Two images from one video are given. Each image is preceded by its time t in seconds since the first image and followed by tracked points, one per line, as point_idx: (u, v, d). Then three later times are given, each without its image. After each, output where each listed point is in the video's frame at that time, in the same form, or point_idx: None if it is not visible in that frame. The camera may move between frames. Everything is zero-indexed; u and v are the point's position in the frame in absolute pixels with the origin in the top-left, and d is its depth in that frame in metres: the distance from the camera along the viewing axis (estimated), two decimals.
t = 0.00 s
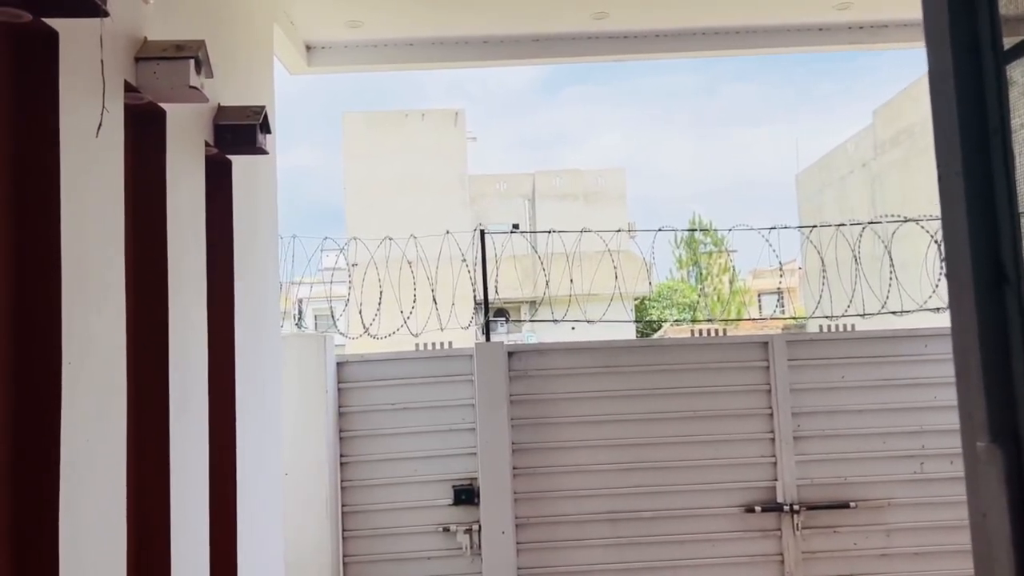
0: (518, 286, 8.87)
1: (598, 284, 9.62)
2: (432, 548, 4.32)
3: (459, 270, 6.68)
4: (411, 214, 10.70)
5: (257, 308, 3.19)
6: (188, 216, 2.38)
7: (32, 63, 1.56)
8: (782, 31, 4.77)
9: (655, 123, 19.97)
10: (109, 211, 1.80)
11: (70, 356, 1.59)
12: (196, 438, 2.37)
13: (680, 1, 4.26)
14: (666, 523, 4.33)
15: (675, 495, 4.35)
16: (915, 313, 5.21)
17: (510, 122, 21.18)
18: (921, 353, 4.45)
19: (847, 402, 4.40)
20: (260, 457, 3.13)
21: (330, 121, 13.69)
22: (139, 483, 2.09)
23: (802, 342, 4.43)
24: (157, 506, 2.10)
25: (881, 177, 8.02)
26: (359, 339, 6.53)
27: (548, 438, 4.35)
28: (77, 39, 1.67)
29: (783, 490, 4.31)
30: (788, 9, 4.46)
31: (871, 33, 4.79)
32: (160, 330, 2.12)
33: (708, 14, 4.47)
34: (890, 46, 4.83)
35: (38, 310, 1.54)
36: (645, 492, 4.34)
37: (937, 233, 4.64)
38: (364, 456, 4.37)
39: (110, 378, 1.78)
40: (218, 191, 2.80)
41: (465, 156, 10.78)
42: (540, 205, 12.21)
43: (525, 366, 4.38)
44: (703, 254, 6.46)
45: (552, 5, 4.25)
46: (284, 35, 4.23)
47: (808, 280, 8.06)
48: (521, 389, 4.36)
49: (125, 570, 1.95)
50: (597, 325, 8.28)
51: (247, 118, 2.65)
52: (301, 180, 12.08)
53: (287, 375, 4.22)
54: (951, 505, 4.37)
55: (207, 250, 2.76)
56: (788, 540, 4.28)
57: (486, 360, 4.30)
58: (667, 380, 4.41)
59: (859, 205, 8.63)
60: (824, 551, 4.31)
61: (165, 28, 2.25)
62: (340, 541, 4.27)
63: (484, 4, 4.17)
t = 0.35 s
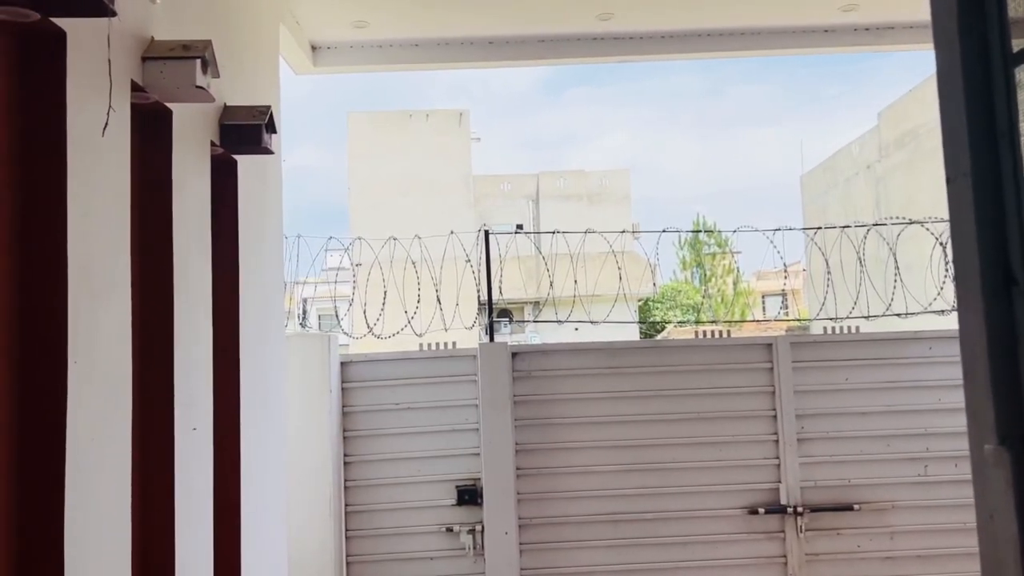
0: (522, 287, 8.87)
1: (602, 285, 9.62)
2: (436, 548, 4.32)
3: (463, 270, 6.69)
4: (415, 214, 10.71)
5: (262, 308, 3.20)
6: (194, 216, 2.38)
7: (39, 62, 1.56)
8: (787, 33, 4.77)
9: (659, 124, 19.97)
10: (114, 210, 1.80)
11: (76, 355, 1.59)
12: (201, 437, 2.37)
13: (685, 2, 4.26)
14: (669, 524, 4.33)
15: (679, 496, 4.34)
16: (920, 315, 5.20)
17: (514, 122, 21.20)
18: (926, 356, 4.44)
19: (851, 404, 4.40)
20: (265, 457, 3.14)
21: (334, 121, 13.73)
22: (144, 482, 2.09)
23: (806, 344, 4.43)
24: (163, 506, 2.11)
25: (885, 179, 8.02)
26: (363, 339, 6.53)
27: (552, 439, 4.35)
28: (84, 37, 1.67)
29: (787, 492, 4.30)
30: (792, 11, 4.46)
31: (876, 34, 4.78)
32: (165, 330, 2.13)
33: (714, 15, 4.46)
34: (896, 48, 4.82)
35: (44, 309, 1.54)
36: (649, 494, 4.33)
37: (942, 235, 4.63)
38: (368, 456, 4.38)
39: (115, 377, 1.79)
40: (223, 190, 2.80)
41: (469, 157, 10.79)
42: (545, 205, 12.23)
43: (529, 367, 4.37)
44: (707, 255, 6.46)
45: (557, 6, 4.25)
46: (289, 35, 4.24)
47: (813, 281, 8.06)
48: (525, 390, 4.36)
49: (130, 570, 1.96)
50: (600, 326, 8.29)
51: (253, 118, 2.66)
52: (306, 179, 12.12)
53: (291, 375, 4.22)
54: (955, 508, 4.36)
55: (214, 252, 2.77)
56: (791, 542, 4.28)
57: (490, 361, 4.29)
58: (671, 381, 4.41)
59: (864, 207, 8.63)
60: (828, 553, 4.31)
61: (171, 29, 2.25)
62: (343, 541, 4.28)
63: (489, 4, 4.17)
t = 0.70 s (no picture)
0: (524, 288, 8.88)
1: (605, 287, 9.63)
2: (437, 548, 4.32)
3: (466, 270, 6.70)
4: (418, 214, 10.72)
5: (265, 307, 3.21)
6: (197, 217, 2.39)
7: (44, 63, 1.57)
8: (791, 34, 4.77)
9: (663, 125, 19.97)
10: (119, 211, 1.81)
11: (79, 354, 1.60)
12: (203, 437, 2.38)
13: (689, 4, 4.26)
14: (672, 526, 4.33)
15: (681, 498, 4.34)
16: (923, 317, 5.20)
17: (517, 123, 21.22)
18: (929, 358, 4.43)
19: (854, 407, 4.39)
20: (267, 457, 3.14)
21: (338, 121, 13.76)
22: (146, 482, 2.10)
23: (809, 346, 4.42)
24: (164, 506, 2.11)
25: (889, 182, 8.01)
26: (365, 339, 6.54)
27: (554, 439, 4.35)
28: (89, 37, 1.68)
29: (789, 494, 4.30)
30: (796, 13, 4.46)
31: (880, 36, 4.77)
32: (168, 330, 2.13)
33: (718, 16, 4.46)
34: (900, 49, 4.82)
35: (49, 312, 1.55)
36: (651, 495, 4.33)
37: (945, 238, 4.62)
38: (370, 456, 4.38)
39: (118, 376, 1.79)
40: (227, 191, 2.81)
41: (473, 158, 10.80)
42: (548, 206, 12.24)
43: (532, 368, 4.37)
44: (710, 256, 6.46)
45: (560, 8, 4.25)
46: (292, 35, 4.25)
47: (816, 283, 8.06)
48: (527, 391, 4.35)
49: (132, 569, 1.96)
50: (603, 327, 8.29)
51: (257, 118, 2.66)
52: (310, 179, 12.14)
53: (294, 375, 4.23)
54: (957, 510, 4.35)
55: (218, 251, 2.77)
56: (793, 544, 4.28)
57: (492, 361, 4.29)
58: (673, 382, 4.40)
59: (867, 208, 8.62)
60: (830, 555, 4.30)
61: (176, 29, 2.25)
62: (345, 541, 4.28)
63: (493, 5, 4.17)
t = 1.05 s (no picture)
0: (528, 289, 8.87)
1: (609, 288, 9.62)
2: (441, 549, 4.32)
3: (469, 271, 6.69)
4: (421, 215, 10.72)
5: (269, 307, 3.21)
6: (202, 217, 2.39)
7: (49, 62, 1.58)
8: (795, 36, 4.76)
9: (667, 126, 19.95)
10: (122, 211, 1.80)
11: (83, 353, 1.60)
12: (207, 436, 2.38)
13: (693, 5, 4.25)
14: (675, 527, 4.31)
15: (684, 499, 4.33)
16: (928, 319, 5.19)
17: (521, 124, 21.23)
18: (933, 360, 4.41)
19: (858, 409, 4.38)
20: (269, 457, 3.14)
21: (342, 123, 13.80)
22: (150, 480, 2.10)
23: (813, 347, 4.41)
24: (168, 507, 2.11)
25: (894, 184, 7.99)
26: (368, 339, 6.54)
27: (557, 440, 4.34)
28: (93, 37, 1.68)
29: (793, 496, 4.29)
30: (800, 14, 4.46)
31: (885, 38, 4.77)
32: (173, 329, 2.13)
33: (722, 17, 4.46)
34: (905, 51, 4.80)
35: (54, 311, 1.55)
36: (654, 496, 4.32)
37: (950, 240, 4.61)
38: (373, 456, 4.38)
39: (122, 377, 1.79)
40: (231, 192, 2.81)
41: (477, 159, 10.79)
42: (552, 208, 12.23)
43: (535, 369, 4.36)
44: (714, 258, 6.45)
45: (565, 9, 4.26)
46: (297, 36, 4.25)
47: (821, 285, 8.04)
48: (530, 392, 4.35)
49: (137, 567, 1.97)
50: (606, 328, 8.29)
51: (261, 118, 2.67)
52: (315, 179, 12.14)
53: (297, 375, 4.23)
54: (961, 513, 4.34)
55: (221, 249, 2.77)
56: (797, 546, 4.27)
57: (496, 363, 4.29)
58: (677, 383, 4.40)
59: (872, 211, 8.60)
60: (835, 558, 4.28)
61: (180, 29, 2.26)
62: (348, 541, 4.28)
63: (497, 6, 4.17)
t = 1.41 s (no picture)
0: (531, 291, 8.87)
1: (612, 290, 9.61)
2: (443, 550, 4.32)
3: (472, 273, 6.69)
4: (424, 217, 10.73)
5: (272, 308, 3.20)
6: (206, 217, 2.39)
7: (54, 63, 1.58)
8: (799, 37, 4.76)
9: (670, 127, 19.95)
10: (126, 211, 1.80)
11: (88, 354, 1.60)
12: (210, 436, 2.38)
13: (697, 6, 4.25)
14: (678, 529, 4.31)
15: (687, 501, 4.32)
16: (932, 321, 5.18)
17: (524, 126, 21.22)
18: (937, 362, 4.40)
19: (862, 410, 4.37)
20: (272, 458, 3.14)
21: (345, 125, 13.80)
22: (154, 480, 2.10)
23: (817, 349, 4.41)
24: (171, 506, 2.11)
25: (897, 185, 7.98)
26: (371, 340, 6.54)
27: (559, 442, 4.34)
28: (98, 38, 1.68)
29: (796, 498, 4.28)
30: (803, 15, 4.46)
31: (888, 39, 4.76)
32: (177, 328, 2.14)
33: (725, 18, 4.45)
34: (908, 52, 4.80)
35: (58, 310, 1.55)
36: (657, 498, 4.32)
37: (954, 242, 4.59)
38: (375, 458, 4.38)
39: (126, 377, 1.79)
40: (235, 193, 2.81)
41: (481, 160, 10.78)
42: (555, 209, 12.23)
43: (538, 370, 4.36)
44: (717, 259, 6.44)
45: (568, 10, 4.25)
46: (301, 38, 4.25)
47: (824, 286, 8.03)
48: (533, 393, 4.35)
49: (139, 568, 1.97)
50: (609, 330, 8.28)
51: (264, 119, 2.67)
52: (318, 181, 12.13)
53: (300, 376, 4.23)
54: (965, 515, 4.32)
55: (224, 246, 2.77)
56: (801, 548, 4.26)
57: (499, 364, 4.29)
58: (680, 385, 4.39)
59: (875, 211, 8.59)
60: (839, 560, 4.28)
61: (184, 30, 2.26)
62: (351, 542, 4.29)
63: (500, 7, 4.18)
